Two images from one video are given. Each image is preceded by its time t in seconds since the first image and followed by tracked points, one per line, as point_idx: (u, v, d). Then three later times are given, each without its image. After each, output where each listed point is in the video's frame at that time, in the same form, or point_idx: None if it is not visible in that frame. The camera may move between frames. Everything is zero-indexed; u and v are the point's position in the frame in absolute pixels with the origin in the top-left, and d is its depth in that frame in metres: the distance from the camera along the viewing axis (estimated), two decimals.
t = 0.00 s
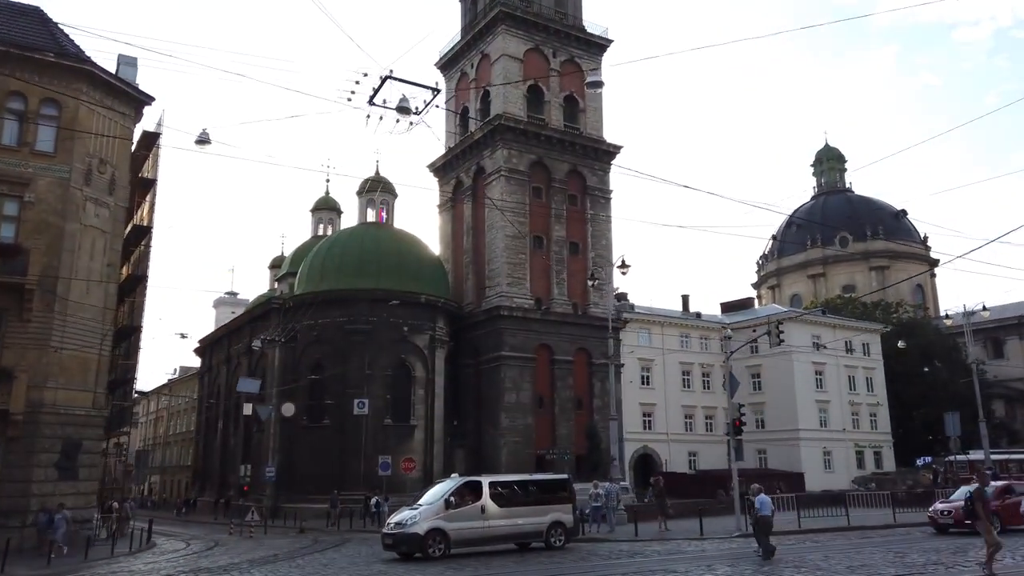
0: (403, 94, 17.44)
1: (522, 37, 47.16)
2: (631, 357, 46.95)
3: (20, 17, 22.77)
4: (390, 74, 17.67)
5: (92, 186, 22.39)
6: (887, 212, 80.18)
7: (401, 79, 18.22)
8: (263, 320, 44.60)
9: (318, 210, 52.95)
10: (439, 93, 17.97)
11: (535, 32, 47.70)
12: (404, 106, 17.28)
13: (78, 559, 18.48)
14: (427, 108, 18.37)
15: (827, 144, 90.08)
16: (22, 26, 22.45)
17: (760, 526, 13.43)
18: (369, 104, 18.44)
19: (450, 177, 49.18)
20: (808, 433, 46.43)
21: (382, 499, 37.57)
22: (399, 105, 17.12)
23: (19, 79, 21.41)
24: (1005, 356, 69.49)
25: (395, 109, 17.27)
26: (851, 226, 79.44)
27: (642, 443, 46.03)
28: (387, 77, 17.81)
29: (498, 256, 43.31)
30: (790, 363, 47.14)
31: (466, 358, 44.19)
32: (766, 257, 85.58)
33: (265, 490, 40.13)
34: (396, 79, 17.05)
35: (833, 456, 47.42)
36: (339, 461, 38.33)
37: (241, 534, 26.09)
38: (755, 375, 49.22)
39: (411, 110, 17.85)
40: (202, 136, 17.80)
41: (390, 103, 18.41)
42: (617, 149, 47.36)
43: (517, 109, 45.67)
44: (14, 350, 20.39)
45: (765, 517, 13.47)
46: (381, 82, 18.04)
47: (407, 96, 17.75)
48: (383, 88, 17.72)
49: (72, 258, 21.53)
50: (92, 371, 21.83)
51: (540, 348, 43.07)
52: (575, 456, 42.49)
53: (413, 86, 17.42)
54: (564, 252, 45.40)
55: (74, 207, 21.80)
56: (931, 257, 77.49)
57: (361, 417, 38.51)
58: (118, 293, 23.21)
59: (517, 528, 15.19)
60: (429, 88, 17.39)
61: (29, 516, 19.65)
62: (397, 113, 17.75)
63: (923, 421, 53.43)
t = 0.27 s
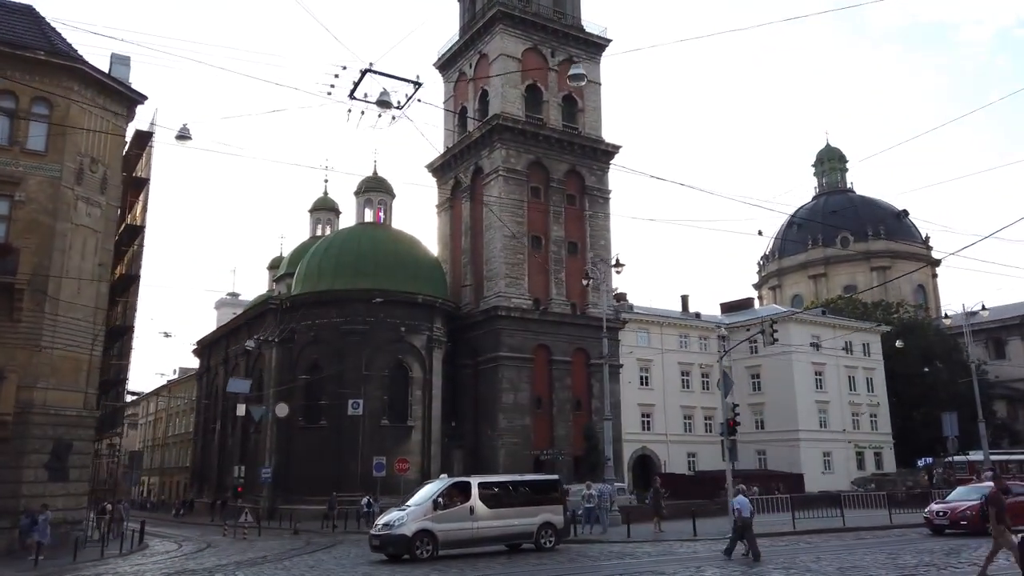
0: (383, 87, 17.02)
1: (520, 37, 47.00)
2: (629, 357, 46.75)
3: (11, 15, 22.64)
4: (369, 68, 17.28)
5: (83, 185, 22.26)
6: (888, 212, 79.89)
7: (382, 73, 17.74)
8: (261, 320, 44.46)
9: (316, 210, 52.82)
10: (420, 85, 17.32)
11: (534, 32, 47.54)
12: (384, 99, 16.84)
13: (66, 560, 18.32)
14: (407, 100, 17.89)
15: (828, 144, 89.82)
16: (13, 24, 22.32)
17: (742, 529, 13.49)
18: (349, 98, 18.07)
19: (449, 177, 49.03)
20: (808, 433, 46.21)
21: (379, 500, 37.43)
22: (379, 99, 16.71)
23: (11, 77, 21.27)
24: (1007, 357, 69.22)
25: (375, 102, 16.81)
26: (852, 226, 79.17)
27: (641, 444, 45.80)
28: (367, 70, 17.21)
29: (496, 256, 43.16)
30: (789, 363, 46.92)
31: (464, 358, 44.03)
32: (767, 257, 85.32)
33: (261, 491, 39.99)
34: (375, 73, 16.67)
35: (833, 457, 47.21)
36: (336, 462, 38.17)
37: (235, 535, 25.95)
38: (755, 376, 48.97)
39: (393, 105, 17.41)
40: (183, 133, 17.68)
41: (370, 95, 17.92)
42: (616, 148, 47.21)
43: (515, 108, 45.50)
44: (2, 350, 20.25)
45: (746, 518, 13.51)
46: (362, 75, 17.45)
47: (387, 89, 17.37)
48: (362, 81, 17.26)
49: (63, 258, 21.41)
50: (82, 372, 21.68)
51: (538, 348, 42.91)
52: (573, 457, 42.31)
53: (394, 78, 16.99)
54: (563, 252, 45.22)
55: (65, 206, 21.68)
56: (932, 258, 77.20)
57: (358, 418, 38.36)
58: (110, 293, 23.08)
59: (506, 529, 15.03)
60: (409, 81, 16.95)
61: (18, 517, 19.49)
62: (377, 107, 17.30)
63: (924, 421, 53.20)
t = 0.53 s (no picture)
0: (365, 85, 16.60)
1: (519, 38, 46.87)
2: (628, 360, 46.54)
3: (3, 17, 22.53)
4: (350, 67, 16.62)
5: (75, 187, 22.14)
6: (889, 214, 79.62)
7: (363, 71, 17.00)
8: (258, 322, 44.34)
9: (315, 212, 52.70)
10: (403, 84, 16.89)
11: (532, 34, 47.39)
12: (366, 98, 16.44)
13: (55, 564, 18.14)
14: (389, 99, 17.52)
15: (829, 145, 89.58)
16: (5, 25, 22.20)
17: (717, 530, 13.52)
18: (330, 98, 17.55)
19: (447, 179, 48.90)
20: (808, 436, 45.96)
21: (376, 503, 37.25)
22: (360, 97, 16.20)
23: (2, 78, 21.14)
24: (1009, 359, 68.91)
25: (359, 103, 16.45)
26: (853, 228, 78.90)
27: (640, 447, 45.55)
28: (349, 69, 16.56)
29: (494, 258, 43.00)
30: (789, 365, 46.70)
31: (462, 361, 43.85)
32: (768, 259, 85.07)
33: (259, 494, 39.81)
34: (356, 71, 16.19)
35: (834, 460, 46.96)
36: (333, 465, 37.98)
37: (229, 539, 25.79)
38: (755, 378, 48.75)
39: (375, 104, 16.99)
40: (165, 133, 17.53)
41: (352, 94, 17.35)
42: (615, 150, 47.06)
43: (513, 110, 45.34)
44: None
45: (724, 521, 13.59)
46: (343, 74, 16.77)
47: (368, 89, 16.81)
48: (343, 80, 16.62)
49: (55, 260, 21.30)
50: (74, 375, 21.54)
51: (536, 350, 42.72)
52: (572, 460, 42.09)
53: (376, 77, 16.55)
54: (561, 254, 45.05)
55: (57, 208, 21.56)
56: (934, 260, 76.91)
57: (356, 421, 38.17)
58: (102, 295, 22.95)
59: (497, 533, 14.87)
60: (390, 80, 16.45)
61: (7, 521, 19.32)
62: (358, 106, 16.84)
63: (925, 424, 52.93)
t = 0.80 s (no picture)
0: (345, 82, 16.27)
1: (517, 41, 46.74)
2: (627, 363, 46.34)
3: None
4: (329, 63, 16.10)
5: (67, 189, 22.01)
6: (891, 217, 79.32)
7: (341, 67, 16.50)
8: (255, 326, 44.18)
9: (314, 216, 52.61)
10: (384, 80, 16.40)
11: (531, 36, 47.25)
12: (346, 94, 16.10)
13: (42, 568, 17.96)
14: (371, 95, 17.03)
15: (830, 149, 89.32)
16: None
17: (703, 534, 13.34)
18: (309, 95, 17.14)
19: (446, 182, 48.76)
20: (809, 440, 45.69)
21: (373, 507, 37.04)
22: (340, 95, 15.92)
23: None
24: (1011, 363, 68.56)
25: (337, 99, 16.15)
26: (854, 231, 78.62)
27: (639, 451, 45.30)
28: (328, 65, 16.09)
29: (492, 261, 42.84)
30: (789, 369, 46.45)
31: (461, 364, 43.66)
32: (770, 263, 84.82)
33: (256, 498, 39.60)
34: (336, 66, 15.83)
35: (834, 464, 46.68)
36: (330, 469, 37.78)
37: (223, 543, 25.64)
38: (755, 381, 48.50)
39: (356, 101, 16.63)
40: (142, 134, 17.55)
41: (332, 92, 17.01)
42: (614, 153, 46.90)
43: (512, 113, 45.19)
44: None
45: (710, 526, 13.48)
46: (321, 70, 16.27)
47: (348, 85, 16.37)
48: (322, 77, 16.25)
49: (45, 262, 21.19)
50: (65, 377, 21.40)
51: (535, 354, 42.52)
52: (570, 464, 41.87)
53: (357, 73, 16.20)
54: (560, 257, 44.87)
55: (47, 209, 21.44)
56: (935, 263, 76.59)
57: (352, 424, 37.98)
58: (94, 297, 22.81)
59: (486, 538, 14.68)
60: (371, 76, 16.16)
61: None
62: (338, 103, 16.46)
63: (926, 428, 52.63)
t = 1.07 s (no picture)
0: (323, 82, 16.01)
1: (514, 46, 46.62)
2: (623, 369, 46.12)
3: None
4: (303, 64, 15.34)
5: (55, 194, 21.85)
6: (889, 222, 79.14)
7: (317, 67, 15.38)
8: (250, 331, 43.97)
9: (310, 221, 52.47)
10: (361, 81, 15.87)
11: (527, 41, 47.13)
12: (323, 95, 15.83)
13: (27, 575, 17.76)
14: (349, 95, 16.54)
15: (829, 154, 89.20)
16: None
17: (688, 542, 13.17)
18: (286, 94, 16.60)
19: (442, 187, 48.63)
20: (806, 446, 45.47)
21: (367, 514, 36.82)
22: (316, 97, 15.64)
23: None
24: (1010, 369, 68.35)
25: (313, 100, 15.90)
26: (852, 237, 78.46)
27: (636, 457, 45.05)
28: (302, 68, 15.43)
29: (488, 266, 42.67)
30: (786, 375, 46.23)
31: (456, 370, 43.47)
32: (768, 268, 84.66)
33: (250, 505, 39.35)
34: (311, 68, 15.46)
35: (832, 470, 46.46)
36: (324, 475, 37.55)
37: (214, 550, 25.46)
38: (752, 387, 48.28)
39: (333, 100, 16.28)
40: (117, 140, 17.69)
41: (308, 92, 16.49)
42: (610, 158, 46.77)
43: (508, 118, 45.08)
44: None
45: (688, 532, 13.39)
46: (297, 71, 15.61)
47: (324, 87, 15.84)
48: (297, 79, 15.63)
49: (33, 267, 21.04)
50: (54, 383, 21.21)
51: (530, 359, 42.31)
52: (567, 471, 41.66)
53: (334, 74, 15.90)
54: (556, 262, 44.71)
55: (35, 213, 21.29)
56: (934, 268, 76.40)
57: (347, 431, 37.76)
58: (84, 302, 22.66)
59: (472, 546, 14.50)
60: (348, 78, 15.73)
61: None
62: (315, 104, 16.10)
63: (924, 434, 52.43)
